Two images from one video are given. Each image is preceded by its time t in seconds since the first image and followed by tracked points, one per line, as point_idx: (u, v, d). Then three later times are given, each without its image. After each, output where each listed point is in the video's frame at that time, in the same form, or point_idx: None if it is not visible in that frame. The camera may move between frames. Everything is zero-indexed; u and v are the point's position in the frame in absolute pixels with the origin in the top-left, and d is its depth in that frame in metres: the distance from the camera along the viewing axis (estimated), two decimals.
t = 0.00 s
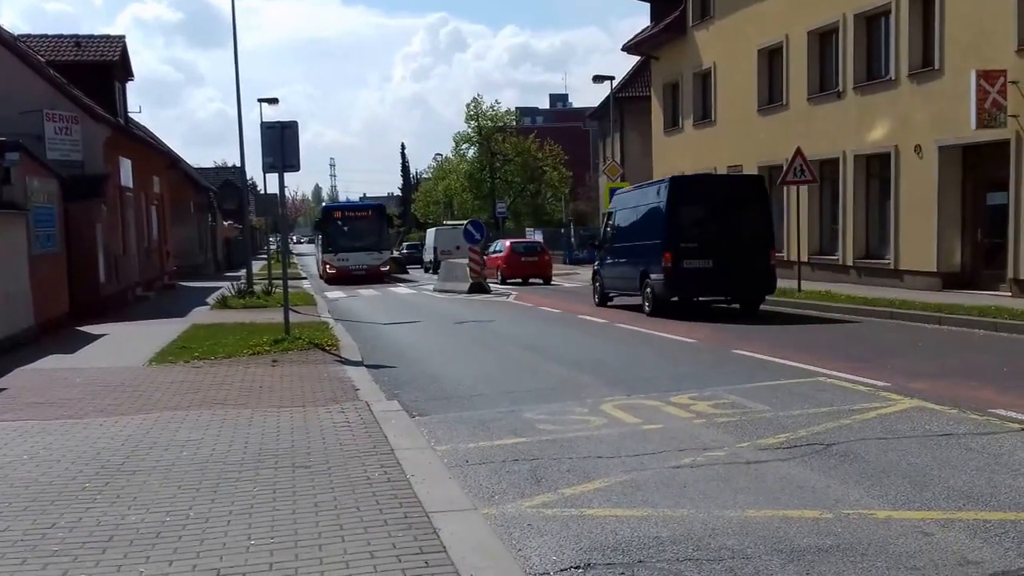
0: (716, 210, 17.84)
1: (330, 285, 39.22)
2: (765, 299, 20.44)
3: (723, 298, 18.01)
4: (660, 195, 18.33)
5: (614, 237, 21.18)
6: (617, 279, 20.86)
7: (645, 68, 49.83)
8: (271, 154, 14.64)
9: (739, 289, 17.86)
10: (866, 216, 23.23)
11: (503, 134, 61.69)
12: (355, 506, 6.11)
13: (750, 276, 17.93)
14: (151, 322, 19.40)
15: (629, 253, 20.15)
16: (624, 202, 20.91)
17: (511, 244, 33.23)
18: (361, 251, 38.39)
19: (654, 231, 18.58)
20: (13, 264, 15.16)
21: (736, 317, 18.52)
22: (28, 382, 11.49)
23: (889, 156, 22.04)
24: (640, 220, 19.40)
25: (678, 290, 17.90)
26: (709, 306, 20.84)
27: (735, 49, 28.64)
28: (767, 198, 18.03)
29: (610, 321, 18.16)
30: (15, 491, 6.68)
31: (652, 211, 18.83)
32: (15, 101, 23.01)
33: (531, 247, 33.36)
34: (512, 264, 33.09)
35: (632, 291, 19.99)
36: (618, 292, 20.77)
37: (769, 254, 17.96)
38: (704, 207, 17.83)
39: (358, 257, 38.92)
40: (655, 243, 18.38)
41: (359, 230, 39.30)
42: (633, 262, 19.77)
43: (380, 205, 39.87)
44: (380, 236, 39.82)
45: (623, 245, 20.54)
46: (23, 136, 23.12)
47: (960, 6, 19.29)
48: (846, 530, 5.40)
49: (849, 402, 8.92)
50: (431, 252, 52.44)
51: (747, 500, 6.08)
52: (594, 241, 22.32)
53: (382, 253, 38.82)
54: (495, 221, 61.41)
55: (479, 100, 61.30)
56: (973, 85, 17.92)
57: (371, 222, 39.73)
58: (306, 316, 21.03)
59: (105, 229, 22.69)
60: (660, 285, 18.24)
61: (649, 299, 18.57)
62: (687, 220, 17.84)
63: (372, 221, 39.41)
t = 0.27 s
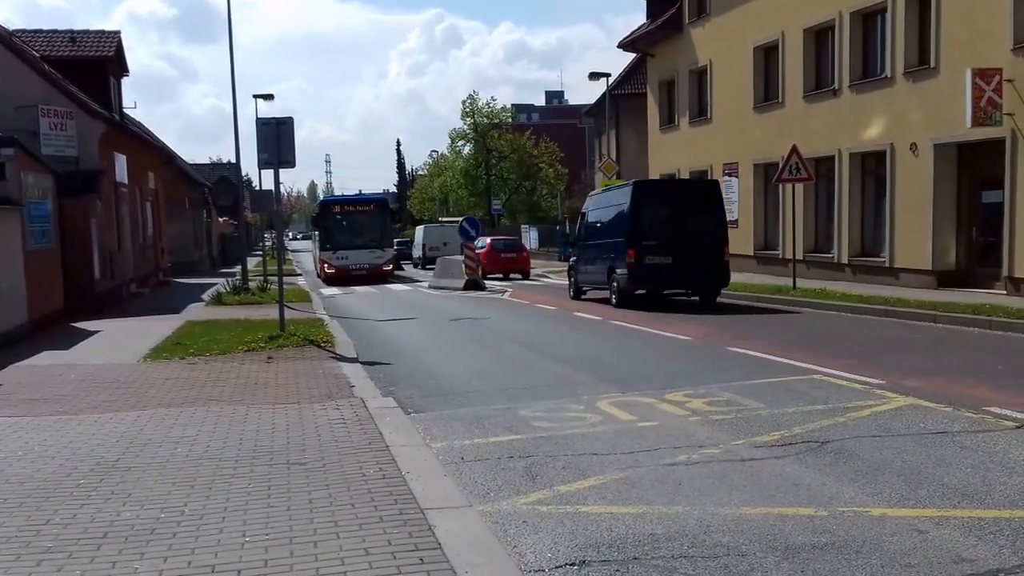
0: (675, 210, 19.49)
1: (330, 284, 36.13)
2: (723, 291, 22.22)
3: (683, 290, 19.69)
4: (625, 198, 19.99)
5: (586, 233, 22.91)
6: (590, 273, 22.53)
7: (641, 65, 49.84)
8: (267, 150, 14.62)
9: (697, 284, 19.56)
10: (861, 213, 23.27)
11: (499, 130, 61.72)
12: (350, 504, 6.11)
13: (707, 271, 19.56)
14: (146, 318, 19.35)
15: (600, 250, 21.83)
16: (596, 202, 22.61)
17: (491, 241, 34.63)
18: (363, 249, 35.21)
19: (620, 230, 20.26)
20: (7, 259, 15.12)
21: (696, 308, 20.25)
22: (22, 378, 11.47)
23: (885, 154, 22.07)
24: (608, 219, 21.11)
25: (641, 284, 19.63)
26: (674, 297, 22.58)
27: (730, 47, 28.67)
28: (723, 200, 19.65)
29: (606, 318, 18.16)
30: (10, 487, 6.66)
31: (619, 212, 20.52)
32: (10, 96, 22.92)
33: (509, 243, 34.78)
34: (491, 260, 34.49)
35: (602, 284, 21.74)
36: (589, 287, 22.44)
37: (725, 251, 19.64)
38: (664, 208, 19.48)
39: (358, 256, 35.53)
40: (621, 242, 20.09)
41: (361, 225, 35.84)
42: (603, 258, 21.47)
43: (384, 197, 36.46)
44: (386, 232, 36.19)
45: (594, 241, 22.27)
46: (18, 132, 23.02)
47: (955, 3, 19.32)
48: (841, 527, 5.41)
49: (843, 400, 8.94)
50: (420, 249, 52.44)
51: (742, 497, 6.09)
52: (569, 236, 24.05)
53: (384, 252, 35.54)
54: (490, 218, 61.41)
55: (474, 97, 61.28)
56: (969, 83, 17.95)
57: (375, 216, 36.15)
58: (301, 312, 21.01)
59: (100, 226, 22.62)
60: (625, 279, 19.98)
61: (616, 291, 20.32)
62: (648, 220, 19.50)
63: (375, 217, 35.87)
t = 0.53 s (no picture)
0: (638, 211, 21.36)
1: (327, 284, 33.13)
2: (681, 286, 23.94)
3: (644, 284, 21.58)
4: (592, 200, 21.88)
5: (557, 233, 24.77)
6: (561, 268, 24.32)
7: (633, 62, 49.80)
8: (258, 147, 14.56)
9: (657, 277, 21.42)
10: (852, 211, 23.32)
11: (491, 127, 61.67)
12: (342, 500, 6.10)
13: (666, 266, 21.42)
14: (137, 315, 19.29)
15: (569, 249, 23.71)
16: (566, 206, 24.54)
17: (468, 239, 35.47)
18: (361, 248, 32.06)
19: (587, 229, 22.15)
20: None
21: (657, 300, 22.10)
22: (12, 375, 11.42)
23: (877, 152, 22.11)
24: (577, 220, 23.02)
25: (606, 278, 21.49)
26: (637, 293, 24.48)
27: (723, 45, 28.68)
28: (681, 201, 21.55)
29: (599, 316, 18.16)
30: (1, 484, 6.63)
31: (587, 213, 22.47)
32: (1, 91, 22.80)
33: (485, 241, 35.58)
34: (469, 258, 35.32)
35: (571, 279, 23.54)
36: (562, 282, 24.21)
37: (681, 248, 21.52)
38: (628, 209, 21.39)
39: (354, 255, 32.29)
40: (588, 240, 21.98)
41: (357, 221, 32.44)
42: (572, 255, 23.34)
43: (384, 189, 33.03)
44: (386, 228, 32.76)
45: (564, 240, 24.12)
46: (9, 127, 22.91)
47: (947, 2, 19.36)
48: (832, 525, 5.42)
49: (835, 397, 8.95)
50: (405, 244, 52.40)
51: (733, 494, 6.10)
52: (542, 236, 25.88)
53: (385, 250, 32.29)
54: (482, 215, 61.37)
55: (467, 93, 61.17)
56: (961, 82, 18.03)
57: (374, 210, 32.66)
58: (292, 309, 20.96)
59: (91, 222, 22.53)
60: (592, 273, 21.80)
61: (583, 286, 22.13)
62: (613, 220, 21.39)
63: (372, 212, 32.41)
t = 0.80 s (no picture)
0: (601, 211, 22.82)
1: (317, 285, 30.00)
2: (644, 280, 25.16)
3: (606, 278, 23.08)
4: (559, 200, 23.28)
5: (527, 230, 26.19)
6: (531, 263, 25.76)
7: (622, 60, 49.79)
8: (246, 143, 14.50)
9: (618, 273, 22.90)
10: (840, 209, 23.39)
11: (480, 124, 61.47)
12: (330, 497, 6.07)
13: (627, 263, 22.91)
14: (125, 311, 19.20)
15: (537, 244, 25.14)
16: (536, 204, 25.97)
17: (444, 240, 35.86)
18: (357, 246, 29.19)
19: (553, 228, 23.58)
20: None
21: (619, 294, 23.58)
22: None
23: (865, 150, 22.18)
24: (545, 219, 24.44)
25: (571, 274, 22.92)
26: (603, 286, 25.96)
27: (712, 42, 28.71)
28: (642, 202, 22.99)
29: (586, 313, 18.16)
30: None
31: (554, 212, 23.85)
32: None
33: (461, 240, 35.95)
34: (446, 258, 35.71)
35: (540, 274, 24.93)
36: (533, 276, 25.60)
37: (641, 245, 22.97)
38: (592, 209, 22.82)
39: (350, 253, 29.23)
40: (554, 238, 23.41)
41: (352, 217, 29.37)
42: (540, 251, 24.76)
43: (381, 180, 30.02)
44: (383, 223, 29.70)
45: (534, 236, 25.57)
46: None
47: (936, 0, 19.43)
48: (820, 523, 5.42)
49: (823, 396, 8.96)
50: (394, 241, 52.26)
51: (721, 492, 6.10)
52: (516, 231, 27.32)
53: (384, 249, 29.37)
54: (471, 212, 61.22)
55: (456, 90, 60.92)
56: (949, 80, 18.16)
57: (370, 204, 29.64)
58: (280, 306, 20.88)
59: (78, 218, 22.40)
60: (559, 269, 23.22)
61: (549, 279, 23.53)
62: (578, 220, 22.83)
63: (369, 206, 29.33)
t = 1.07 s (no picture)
0: (565, 211, 24.53)
1: (307, 288, 27.53)
2: (610, 278, 26.41)
3: (568, 273, 24.80)
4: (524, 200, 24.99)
5: (498, 228, 27.81)
6: (499, 259, 27.46)
7: (607, 57, 49.77)
8: (230, 138, 14.42)
9: (579, 268, 24.66)
10: (824, 207, 23.50)
11: (465, 121, 61.32)
12: (313, 493, 6.04)
13: (588, 259, 24.64)
14: (107, 307, 19.08)
15: (506, 240, 26.81)
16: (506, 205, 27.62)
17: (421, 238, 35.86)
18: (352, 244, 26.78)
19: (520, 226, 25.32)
20: None
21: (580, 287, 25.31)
22: None
23: (849, 149, 22.27)
24: (513, 218, 26.19)
25: (536, 268, 24.67)
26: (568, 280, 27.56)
27: (697, 40, 28.74)
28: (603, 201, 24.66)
29: (570, 310, 18.15)
30: None
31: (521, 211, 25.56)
32: None
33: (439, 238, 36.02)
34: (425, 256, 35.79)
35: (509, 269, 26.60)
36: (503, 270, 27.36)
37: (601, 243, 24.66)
38: (556, 209, 24.52)
39: (343, 251, 26.82)
40: (520, 235, 25.16)
41: (345, 211, 26.86)
42: (508, 247, 26.50)
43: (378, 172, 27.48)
44: (378, 218, 27.22)
45: (503, 234, 27.24)
46: None
47: None
48: (803, 520, 5.43)
49: (807, 393, 8.99)
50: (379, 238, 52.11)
51: (704, 489, 6.11)
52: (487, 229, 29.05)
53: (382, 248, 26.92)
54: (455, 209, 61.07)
55: (440, 87, 60.77)
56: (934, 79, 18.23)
57: (365, 197, 27.15)
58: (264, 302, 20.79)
59: (61, 214, 22.24)
60: (525, 264, 24.91)
61: (516, 274, 25.18)
62: (543, 218, 24.54)
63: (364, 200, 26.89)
